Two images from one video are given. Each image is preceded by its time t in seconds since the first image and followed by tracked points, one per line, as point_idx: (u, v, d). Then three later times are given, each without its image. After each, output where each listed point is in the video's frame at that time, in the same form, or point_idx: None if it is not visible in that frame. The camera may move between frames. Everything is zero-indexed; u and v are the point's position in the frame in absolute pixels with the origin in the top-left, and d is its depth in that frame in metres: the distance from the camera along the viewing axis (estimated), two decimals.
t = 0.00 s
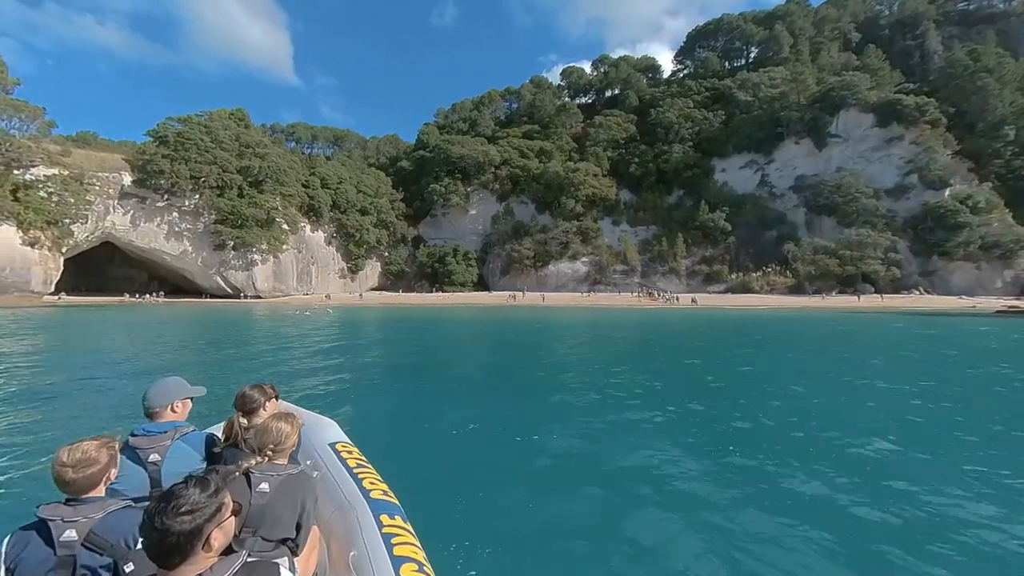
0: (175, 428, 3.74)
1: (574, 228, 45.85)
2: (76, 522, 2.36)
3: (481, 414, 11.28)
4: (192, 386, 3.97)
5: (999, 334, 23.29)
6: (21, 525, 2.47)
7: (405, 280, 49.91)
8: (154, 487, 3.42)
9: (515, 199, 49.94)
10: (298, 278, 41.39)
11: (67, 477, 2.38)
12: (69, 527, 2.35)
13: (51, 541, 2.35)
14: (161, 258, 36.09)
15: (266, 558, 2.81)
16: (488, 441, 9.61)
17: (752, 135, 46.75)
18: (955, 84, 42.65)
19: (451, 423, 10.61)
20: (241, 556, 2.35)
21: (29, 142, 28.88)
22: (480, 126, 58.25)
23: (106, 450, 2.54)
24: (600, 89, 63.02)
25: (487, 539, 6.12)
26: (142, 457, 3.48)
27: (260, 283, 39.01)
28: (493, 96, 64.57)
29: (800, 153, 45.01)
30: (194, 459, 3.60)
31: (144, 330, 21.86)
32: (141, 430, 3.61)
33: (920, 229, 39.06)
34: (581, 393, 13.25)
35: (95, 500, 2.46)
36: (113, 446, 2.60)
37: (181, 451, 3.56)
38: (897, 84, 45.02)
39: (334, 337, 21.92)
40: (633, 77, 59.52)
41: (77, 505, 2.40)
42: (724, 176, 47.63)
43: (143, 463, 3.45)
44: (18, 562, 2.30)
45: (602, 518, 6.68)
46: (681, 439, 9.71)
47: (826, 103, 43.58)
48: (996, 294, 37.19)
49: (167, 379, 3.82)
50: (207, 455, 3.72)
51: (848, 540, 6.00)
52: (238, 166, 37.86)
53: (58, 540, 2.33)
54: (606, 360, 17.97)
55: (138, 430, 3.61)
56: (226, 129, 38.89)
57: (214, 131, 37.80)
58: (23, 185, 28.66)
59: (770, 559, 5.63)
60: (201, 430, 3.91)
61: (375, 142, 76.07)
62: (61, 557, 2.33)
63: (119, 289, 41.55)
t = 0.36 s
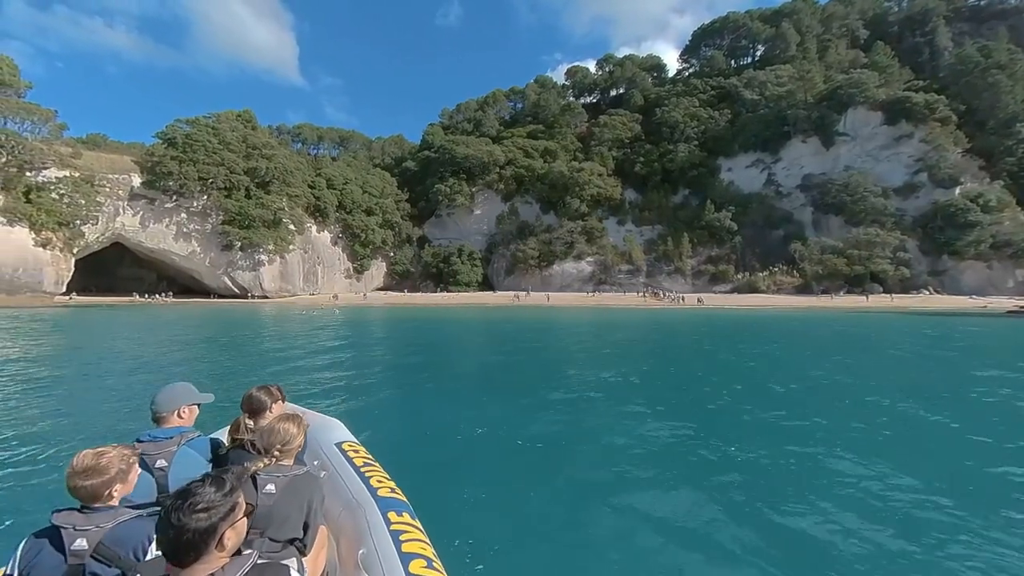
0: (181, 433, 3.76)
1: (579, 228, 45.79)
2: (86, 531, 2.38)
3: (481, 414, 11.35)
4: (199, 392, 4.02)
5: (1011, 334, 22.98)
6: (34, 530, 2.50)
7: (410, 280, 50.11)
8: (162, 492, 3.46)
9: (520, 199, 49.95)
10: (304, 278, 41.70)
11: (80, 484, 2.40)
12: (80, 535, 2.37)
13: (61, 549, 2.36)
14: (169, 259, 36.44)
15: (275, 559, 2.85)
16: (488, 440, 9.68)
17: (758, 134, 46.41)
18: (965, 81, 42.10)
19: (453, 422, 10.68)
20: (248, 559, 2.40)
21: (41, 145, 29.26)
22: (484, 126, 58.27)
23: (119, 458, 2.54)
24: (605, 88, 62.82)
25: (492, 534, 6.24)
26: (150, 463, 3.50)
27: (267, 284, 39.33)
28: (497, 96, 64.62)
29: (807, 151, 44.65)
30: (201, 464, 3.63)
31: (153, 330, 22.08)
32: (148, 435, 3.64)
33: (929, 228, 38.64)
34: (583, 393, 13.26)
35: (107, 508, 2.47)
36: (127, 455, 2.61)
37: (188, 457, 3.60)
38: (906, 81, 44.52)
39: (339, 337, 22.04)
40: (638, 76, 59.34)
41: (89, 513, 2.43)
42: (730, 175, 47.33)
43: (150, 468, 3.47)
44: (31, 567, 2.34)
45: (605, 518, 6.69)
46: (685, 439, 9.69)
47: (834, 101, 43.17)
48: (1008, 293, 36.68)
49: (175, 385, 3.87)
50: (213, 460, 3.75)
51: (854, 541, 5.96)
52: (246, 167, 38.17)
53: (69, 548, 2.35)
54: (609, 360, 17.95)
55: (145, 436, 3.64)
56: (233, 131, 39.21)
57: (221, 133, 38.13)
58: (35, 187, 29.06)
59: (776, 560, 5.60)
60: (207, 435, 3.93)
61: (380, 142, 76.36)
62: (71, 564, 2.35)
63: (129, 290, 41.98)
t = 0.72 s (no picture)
0: (196, 429, 3.83)
1: (584, 228, 45.77)
2: (111, 526, 2.45)
3: (482, 412, 11.50)
4: (213, 388, 4.12)
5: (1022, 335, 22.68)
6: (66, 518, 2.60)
7: (415, 280, 50.36)
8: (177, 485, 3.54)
9: (524, 199, 50.00)
10: (310, 278, 42.04)
11: (108, 480, 2.47)
12: (105, 530, 2.43)
13: (88, 544, 2.44)
14: (178, 260, 36.83)
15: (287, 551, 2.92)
16: (490, 438, 9.84)
17: (764, 133, 46.12)
18: (976, 78, 41.58)
19: (455, 421, 10.84)
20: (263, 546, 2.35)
21: (52, 147, 29.65)
22: (489, 126, 58.34)
23: (148, 455, 2.61)
24: (610, 88, 62.68)
25: (497, 527, 6.47)
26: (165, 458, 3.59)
27: (274, 284, 39.67)
28: (502, 96, 64.70)
29: (814, 150, 44.34)
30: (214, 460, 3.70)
31: (162, 330, 22.33)
32: (163, 431, 3.73)
33: (939, 227, 38.23)
34: (586, 392, 13.34)
35: (134, 504, 2.54)
36: (156, 452, 2.68)
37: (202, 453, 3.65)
38: (915, 78, 44.04)
39: (346, 337, 22.22)
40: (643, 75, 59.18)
41: (117, 507, 2.49)
42: (736, 175, 47.09)
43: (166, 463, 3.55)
44: (59, 561, 2.41)
45: (607, 516, 6.77)
46: (688, 438, 9.75)
47: (841, 99, 42.82)
48: (1019, 293, 36.16)
49: (189, 382, 3.97)
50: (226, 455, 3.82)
51: (854, 539, 5.99)
52: (253, 168, 38.45)
53: (93, 543, 2.41)
54: (614, 360, 17.93)
55: (160, 431, 3.73)
56: (241, 132, 39.52)
57: (229, 135, 38.54)
58: (46, 189, 29.44)
59: (775, 558, 5.66)
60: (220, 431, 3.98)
61: (386, 143, 76.72)
62: (96, 559, 2.42)
63: (138, 290, 42.50)
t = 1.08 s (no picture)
0: (204, 417, 3.89)
1: (588, 228, 45.74)
2: (129, 509, 2.51)
3: (483, 410, 11.63)
4: (221, 376, 4.15)
5: None
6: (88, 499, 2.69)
7: (420, 280, 50.61)
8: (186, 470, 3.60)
9: (529, 199, 50.02)
10: (316, 278, 42.36)
11: (128, 463, 2.52)
12: (123, 513, 2.50)
13: (106, 526, 2.52)
14: (185, 260, 37.20)
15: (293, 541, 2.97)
16: (490, 435, 9.97)
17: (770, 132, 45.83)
18: (986, 75, 41.05)
19: (456, 419, 11.00)
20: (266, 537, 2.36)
21: (63, 149, 30.01)
22: (493, 126, 58.37)
23: (165, 440, 2.65)
24: (615, 87, 62.48)
25: (495, 520, 6.65)
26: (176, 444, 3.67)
27: (280, 284, 40.00)
28: (506, 96, 64.71)
29: (821, 148, 44.02)
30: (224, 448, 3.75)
31: (170, 329, 22.57)
32: (174, 418, 3.81)
33: (948, 225, 37.87)
34: (588, 391, 13.39)
35: (150, 489, 2.58)
36: (172, 438, 2.70)
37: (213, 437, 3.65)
38: (924, 76, 43.57)
39: (351, 336, 22.36)
40: (648, 74, 58.98)
41: (134, 491, 2.55)
42: (742, 174, 46.83)
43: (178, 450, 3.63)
44: (79, 542, 2.50)
45: (610, 515, 6.80)
46: (690, 437, 9.76)
47: (848, 97, 42.44)
48: None
49: (198, 370, 4.01)
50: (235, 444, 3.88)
51: (857, 539, 5.97)
52: (259, 169, 38.68)
53: (112, 525, 2.48)
54: (618, 360, 17.94)
55: (171, 418, 3.80)
56: (247, 134, 39.77)
57: (235, 136, 38.76)
58: (57, 190, 29.73)
59: (777, 557, 5.66)
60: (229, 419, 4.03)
61: (390, 143, 76.99)
62: (114, 541, 2.50)
63: (146, 290, 42.97)
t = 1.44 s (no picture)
0: (207, 409, 3.92)
1: (592, 227, 45.68)
2: (134, 500, 2.53)
3: (481, 409, 11.69)
4: (222, 369, 4.18)
5: None
6: (95, 488, 2.73)
7: (424, 280, 50.82)
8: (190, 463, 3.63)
9: (533, 199, 49.99)
10: (321, 278, 42.61)
11: (136, 452, 2.56)
12: (129, 503, 2.52)
13: (111, 515, 2.54)
14: (192, 261, 37.51)
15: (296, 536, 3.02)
16: (486, 434, 10.03)
17: (776, 130, 45.54)
18: (996, 72, 40.58)
19: (453, 417, 11.06)
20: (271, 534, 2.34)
21: (73, 151, 30.14)
22: (497, 126, 58.39)
23: (173, 431, 2.69)
24: (619, 86, 62.30)
25: (490, 516, 6.74)
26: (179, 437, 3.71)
27: (286, 284, 40.27)
28: (510, 96, 64.71)
29: (827, 147, 43.69)
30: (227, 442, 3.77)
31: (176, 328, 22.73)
32: (178, 410, 3.84)
33: (957, 224, 37.49)
34: (589, 390, 13.42)
35: (156, 479, 2.62)
36: (180, 429, 2.75)
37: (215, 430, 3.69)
38: (933, 73, 43.12)
39: (355, 336, 22.47)
40: (652, 73, 58.78)
41: (140, 481, 2.58)
42: (747, 173, 46.55)
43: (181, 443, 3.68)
44: (84, 531, 2.53)
45: (612, 514, 6.83)
46: (692, 437, 9.79)
47: (855, 95, 42.09)
48: None
49: (200, 363, 4.05)
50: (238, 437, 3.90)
51: (859, 539, 5.98)
52: (265, 170, 38.89)
53: (117, 515, 2.50)
54: (621, 360, 17.92)
55: (174, 410, 3.83)
56: (253, 135, 40.02)
57: (242, 137, 39.00)
58: (67, 191, 29.99)
59: (780, 555, 5.68)
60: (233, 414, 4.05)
61: (394, 144, 77.21)
62: (118, 531, 2.51)
63: (154, 290, 43.39)
